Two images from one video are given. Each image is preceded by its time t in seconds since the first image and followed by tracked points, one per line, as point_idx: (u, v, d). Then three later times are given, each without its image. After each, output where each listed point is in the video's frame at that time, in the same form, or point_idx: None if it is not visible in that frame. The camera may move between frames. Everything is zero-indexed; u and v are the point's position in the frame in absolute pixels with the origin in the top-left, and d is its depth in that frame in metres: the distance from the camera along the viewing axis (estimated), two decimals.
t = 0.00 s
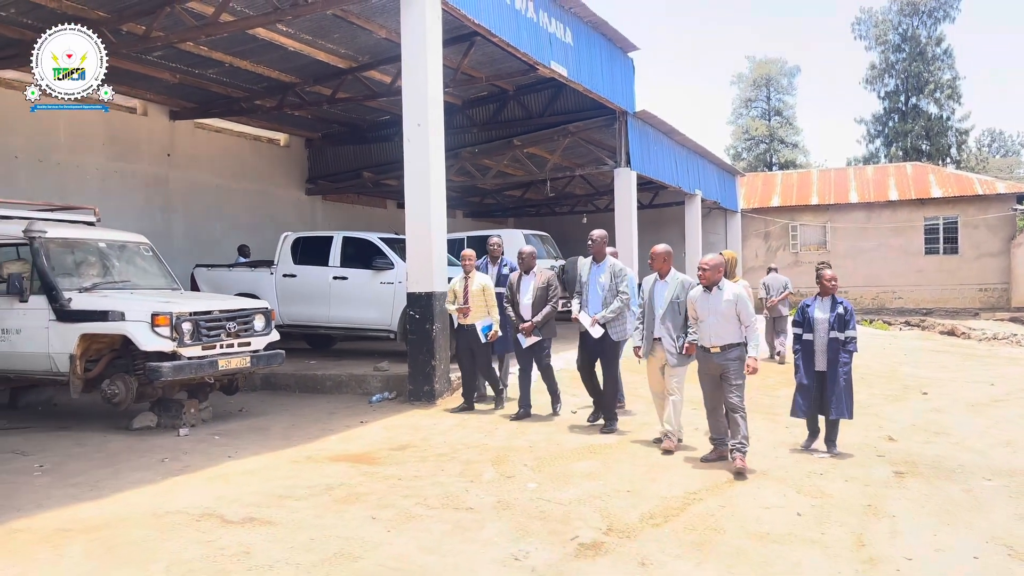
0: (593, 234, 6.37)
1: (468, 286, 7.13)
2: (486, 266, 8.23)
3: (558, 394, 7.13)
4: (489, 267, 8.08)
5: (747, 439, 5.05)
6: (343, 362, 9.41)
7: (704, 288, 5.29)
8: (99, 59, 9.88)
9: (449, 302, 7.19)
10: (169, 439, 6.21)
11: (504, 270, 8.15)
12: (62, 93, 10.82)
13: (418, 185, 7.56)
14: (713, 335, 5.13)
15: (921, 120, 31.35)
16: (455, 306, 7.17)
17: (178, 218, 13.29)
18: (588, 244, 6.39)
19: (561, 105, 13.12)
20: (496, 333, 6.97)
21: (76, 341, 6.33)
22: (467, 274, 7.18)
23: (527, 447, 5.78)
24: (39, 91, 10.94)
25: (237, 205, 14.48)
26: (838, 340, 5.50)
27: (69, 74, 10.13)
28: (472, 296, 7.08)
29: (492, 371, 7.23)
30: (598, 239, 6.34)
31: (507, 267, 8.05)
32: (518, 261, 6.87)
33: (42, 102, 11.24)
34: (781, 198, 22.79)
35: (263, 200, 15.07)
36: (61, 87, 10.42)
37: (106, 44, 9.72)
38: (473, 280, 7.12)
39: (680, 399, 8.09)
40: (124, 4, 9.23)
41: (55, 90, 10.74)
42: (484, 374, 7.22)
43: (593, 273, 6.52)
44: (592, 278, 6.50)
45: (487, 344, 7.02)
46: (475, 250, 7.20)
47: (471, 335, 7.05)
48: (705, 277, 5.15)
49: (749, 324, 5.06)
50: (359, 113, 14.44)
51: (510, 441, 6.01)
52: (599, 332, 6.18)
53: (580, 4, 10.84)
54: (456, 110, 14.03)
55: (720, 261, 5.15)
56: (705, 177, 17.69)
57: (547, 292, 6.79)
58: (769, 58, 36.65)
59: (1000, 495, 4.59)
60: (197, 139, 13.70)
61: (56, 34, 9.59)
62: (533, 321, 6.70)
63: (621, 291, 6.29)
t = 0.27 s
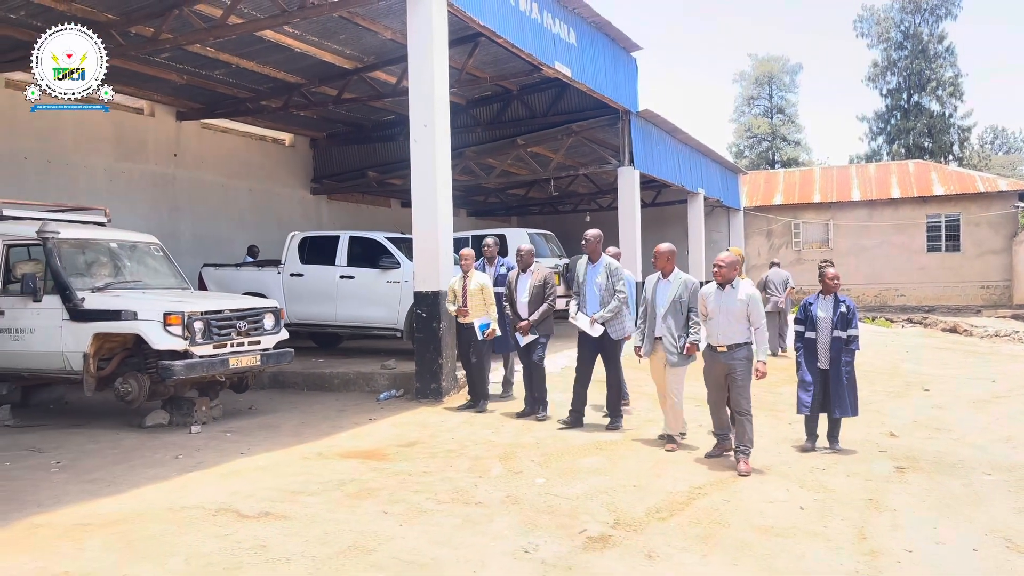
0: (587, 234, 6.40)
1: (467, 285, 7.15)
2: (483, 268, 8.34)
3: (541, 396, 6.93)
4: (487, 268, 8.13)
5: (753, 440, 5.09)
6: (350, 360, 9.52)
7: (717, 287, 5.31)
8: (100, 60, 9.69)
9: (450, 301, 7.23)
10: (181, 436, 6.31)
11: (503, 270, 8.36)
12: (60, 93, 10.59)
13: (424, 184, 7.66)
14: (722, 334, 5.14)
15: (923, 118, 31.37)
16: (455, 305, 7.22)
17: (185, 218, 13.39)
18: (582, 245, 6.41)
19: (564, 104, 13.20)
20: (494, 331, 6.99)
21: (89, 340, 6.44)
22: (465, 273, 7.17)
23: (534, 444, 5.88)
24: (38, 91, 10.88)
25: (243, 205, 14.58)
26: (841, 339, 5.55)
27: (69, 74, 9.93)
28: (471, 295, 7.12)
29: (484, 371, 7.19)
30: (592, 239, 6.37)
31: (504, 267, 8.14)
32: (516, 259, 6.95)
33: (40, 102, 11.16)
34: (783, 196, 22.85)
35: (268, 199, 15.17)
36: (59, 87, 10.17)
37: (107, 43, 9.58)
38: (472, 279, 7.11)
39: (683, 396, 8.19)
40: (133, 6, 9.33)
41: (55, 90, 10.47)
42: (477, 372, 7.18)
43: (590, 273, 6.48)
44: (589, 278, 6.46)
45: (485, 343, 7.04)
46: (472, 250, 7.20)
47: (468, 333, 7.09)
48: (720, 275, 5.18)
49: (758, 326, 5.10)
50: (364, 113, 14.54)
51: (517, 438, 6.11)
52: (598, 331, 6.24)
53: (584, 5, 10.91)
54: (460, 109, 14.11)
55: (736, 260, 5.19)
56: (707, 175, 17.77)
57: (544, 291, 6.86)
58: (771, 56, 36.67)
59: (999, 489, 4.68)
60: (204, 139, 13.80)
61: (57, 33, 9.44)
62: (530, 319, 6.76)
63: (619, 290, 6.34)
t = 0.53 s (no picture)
0: (574, 235, 6.47)
1: (468, 286, 7.09)
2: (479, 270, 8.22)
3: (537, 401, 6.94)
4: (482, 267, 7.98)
5: (759, 437, 5.08)
6: (357, 359, 9.61)
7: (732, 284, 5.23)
8: (100, 59, 9.82)
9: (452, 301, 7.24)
10: (194, 435, 6.40)
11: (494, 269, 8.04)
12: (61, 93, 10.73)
13: (431, 185, 7.75)
14: (734, 331, 5.05)
15: (922, 117, 31.48)
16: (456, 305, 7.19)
17: (190, 218, 13.48)
18: (570, 245, 6.46)
19: (566, 105, 13.29)
20: (493, 335, 6.93)
21: (103, 340, 6.53)
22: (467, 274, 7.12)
23: (542, 441, 5.98)
24: (39, 91, 10.95)
25: (247, 205, 14.66)
26: (840, 338, 5.60)
27: (69, 74, 10.03)
28: (471, 296, 7.07)
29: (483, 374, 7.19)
30: (581, 239, 6.43)
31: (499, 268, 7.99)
32: (520, 259, 6.85)
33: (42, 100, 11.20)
34: (783, 195, 22.96)
35: (272, 200, 15.26)
36: (60, 86, 10.31)
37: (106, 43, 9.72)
38: (474, 281, 7.06)
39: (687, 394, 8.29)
40: (140, 9, 9.46)
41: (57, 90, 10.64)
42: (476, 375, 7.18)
43: (580, 273, 6.53)
44: (579, 279, 6.51)
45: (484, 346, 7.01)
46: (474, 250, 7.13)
47: (468, 334, 7.11)
48: (737, 273, 5.11)
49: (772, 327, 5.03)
50: (367, 114, 14.63)
51: (525, 435, 6.21)
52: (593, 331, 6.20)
53: (586, 7, 11.01)
54: (462, 110, 14.21)
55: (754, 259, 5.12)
56: (708, 175, 17.87)
57: (543, 293, 6.77)
58: (770, 56, 36.79)
59: (1000, 483, 4.78)
60: (208, 141, 13.89)
61: (57, 34, 9.56)
62: (526, 322, 6.71)
63: (611, 289, 6.36)
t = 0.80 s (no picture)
0: (567, 235, 6.49)
1: (468, 287, 7.10)
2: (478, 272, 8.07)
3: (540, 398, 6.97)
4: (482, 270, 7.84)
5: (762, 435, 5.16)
6: (361, 360, 9.71)
7: (738, 284, 5.25)
8: (100, 59, 9.86)
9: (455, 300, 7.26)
10: (203, 434, 6.49)
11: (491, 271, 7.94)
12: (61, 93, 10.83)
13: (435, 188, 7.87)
14: (742, 333, 5.07)
15: (917, 119, 31.70)
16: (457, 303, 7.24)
17: (192, 221, 13.56)
18: (562, 245, 6.51)
19: (565, 108, 13.41)
20: (489, 336, 6.96)
21: (112, 341, 6.62)
22: (469, 273, 7.14)
23: (547, 440, 6.09)
24: (39, 90, 10.96)
25: (248, 208, 14.75)
26: (830, 335, 5.58)
27: (69, 74, 10.10)
28: (469, 296, 7.06)
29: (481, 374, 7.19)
30: (572, 239, 6.45)
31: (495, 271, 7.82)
32: (523, 259, 6.84)
33: (42, 100, 11.20)
34: (780, 197, 23.12)
35: (273, 202, 15.34)
36: (61, 87, 10.42)
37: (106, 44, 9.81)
38: (475, 281, 7.08)
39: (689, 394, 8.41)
40: (145, 14, 9.57)
41: (57, 90, 10.72)
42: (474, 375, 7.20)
43: (573, 272, 6.60)
44: (572, 277, 6.59)
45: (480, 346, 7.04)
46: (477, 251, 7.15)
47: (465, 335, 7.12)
48: (743, 275, 5.08)
49: (778, 327, 5.09)
50: (367, 117, 14.74)
51: (530, 434, 6.32)
52: (588, 328, 6.29)
53: (586, 11, 11.14)
54: (462, 113, 14.32)
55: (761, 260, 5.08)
56: (705, 177, 18.01)
57: (542, 294, 6.70)
58: (766, 58, 37.01)
59: (996, 479, 4.91)
60: (209, 143, 13.98)
61: (60, 32, 9.58)
62: (523, 322, 6.71)
63: (604, 287, 6.49)
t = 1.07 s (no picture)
0: (563, 240, 6.44)
1: (467, 291, 7.04)
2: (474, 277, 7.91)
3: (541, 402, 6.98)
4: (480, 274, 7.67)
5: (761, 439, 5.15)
6: (362, 363, 9.77)
7: (734, 290, 5.21)
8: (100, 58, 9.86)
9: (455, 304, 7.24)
10: (208, 437, 6.55)
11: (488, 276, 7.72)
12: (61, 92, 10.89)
13: (437, 193, 7.95)
14: (743, 338, 5.00)
15: (913, 123, 31.89)
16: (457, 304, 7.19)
17: (193, 225, 13.63)
18: (560, 250, 6.44)
19: (564, 113, 13.50)
20: (486, 340, 6.96)
21: (118, 345, 6.69)
22: (468, 277, 7.09)
23: (549, 442, 6.16)
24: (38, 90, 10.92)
25: (249, 212, 14.82)
26: (821, 338, 5.60)
27: (69, 72, 10.12)
28: (468, 301, 7.01)
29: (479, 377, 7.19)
30: (569, 244, 6.41)
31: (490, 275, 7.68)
32: (520, 263, 6.83)
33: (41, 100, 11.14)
34: (777, 201, 23.25)
35: (273, 206, 15.41)
36: (61, 87, 10.47)
37: (105, 43, 9.87)
38: (474, 286, 7.02)
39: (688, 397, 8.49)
40: (148, 20, 9.66)
41: (58, 90, 10.76)
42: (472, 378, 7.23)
43: (569, 277, 6.64)
44: (568, 282, 6.62)
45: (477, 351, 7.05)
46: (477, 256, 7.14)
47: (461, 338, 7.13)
48: (742, 279, 5.08)
49: (776, 332, 5.08)
50: (367, 122, 14.82)
51: (532, 436, 6.39)
52: (584, 334, 6.27)
53: (586, 17, 11.24)
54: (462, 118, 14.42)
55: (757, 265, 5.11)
56: (703, 182, 18.13)
57: (539, 299, 6.62)
58: (762, 62, 37.20)
59: (991, 480, 4.99)
60: (210, 148, 14.05)
61: (59, 31, 9.49)
62: (520, 327, 6.66)
63: (600, 293, 6.47)
